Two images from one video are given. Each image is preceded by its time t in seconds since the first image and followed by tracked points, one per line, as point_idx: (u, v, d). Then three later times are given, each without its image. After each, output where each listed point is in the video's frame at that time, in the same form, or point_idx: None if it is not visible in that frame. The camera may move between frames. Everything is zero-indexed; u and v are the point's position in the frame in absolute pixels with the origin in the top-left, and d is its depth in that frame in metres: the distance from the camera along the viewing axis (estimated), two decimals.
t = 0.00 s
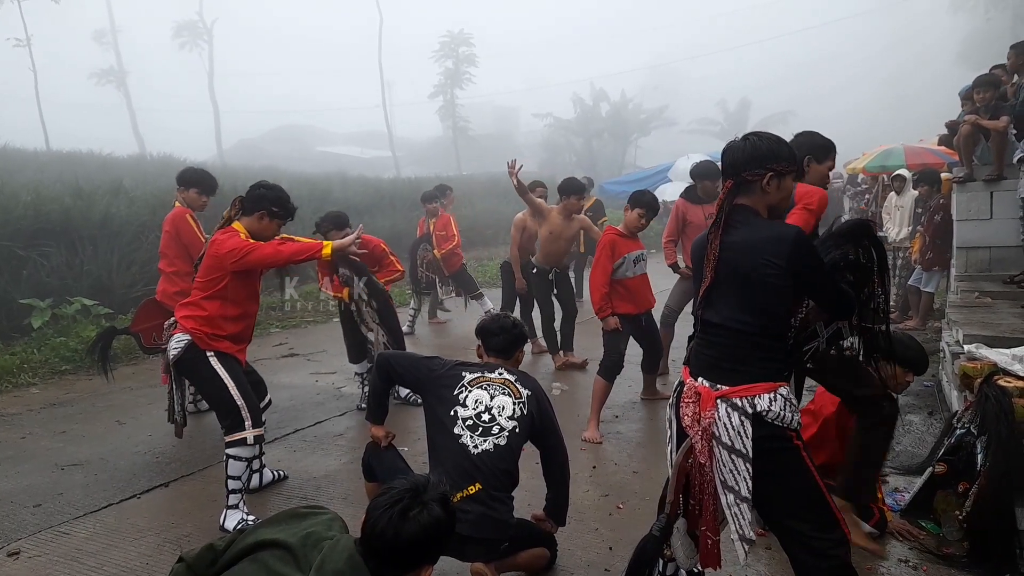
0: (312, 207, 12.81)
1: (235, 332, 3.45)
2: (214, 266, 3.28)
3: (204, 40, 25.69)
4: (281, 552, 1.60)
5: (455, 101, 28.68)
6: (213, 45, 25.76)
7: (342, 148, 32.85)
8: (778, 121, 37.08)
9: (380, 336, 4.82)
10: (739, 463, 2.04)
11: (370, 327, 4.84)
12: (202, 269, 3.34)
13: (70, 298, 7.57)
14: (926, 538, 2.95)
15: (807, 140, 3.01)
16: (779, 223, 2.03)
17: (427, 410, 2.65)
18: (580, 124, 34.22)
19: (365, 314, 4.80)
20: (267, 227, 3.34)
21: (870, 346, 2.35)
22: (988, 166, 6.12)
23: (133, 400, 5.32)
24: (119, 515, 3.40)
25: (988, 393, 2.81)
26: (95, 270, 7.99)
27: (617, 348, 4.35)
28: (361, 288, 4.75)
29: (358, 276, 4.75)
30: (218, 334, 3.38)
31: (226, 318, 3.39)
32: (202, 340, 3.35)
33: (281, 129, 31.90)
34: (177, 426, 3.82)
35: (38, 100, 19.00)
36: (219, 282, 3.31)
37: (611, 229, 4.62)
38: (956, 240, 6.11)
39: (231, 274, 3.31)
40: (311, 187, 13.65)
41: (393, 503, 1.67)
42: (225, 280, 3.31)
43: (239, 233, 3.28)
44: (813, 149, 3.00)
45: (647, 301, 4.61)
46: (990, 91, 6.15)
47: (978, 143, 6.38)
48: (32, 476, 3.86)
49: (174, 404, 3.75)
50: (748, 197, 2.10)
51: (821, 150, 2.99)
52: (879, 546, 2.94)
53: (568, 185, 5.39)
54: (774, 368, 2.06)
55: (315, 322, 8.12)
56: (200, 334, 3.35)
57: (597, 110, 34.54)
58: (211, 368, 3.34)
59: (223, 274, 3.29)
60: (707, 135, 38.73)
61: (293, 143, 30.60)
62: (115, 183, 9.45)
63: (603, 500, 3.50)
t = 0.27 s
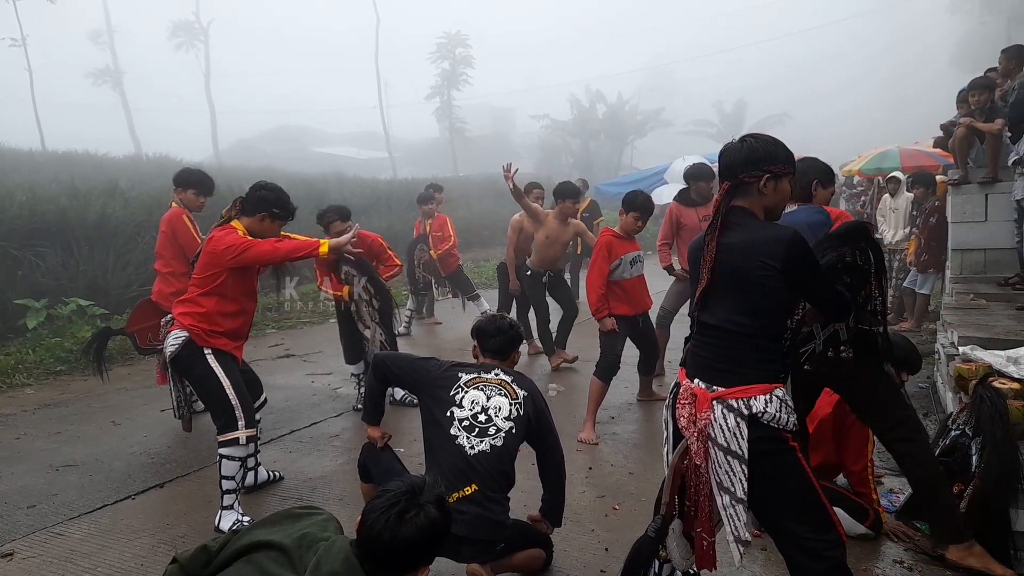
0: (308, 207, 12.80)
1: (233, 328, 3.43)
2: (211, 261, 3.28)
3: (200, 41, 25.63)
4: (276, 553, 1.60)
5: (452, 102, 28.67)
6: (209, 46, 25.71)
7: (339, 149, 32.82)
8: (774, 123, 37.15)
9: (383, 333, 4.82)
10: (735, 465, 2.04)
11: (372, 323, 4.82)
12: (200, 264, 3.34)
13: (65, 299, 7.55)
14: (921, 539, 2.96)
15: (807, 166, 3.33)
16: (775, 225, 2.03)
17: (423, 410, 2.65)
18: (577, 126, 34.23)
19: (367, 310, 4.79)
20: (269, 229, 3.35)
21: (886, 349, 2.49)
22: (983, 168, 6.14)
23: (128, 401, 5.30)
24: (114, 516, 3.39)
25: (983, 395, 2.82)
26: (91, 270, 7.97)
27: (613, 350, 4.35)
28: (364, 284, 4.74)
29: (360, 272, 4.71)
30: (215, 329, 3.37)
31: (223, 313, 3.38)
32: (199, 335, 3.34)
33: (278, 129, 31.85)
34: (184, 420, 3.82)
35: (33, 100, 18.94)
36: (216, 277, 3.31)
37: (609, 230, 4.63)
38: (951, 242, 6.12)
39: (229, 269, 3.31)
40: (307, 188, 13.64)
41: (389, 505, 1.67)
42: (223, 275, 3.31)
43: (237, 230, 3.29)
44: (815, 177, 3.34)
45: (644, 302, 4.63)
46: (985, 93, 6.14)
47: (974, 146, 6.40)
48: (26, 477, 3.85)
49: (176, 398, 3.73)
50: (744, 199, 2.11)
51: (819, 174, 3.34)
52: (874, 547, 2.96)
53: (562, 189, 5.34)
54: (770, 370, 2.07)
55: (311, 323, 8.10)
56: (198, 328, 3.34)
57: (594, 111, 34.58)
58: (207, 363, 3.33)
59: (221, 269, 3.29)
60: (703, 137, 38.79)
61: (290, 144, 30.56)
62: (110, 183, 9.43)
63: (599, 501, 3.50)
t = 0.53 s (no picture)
0: (306, 207, 12.79)
1: (230, 331, 3.43)
2: (207, 263, 3.26)
3: (197, 40, 25.58)
4: (273, 554, 1.60)
5: (449, 102, 28.66)
6: (206, 45, 25.66)
7: (337, 149, 32.81)
8: (772, 124, 37.18)
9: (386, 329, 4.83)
10: (732, 465, 2.04)
11: (374, 319, 4.82)
12: (196, 267, 3.32)
13: (62, 299, 7.54)
14: (918, 539, 2.97)
15: (812, 172, 2.98)
16: (772, 225, 2.03)
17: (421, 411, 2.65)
18: (574, 126, 34.24)
19: (370, 306, 4.79)
20: (258, 224, 3.32)
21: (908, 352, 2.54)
22: (980, 168, 6.14)
23: (125, 401, 5.30)
24: (111, 517, 3.38)
25: (980, 396, 2.83)
26: (87, 270, 7.95)
27: (611, 350, 4.35)
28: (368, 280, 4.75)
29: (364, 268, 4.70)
30: (212, 332, 3.36)
31: (219, 316, 3.37)
32: (196, 338, 3.33)
33: (275, 129, 31.82)
34: (183, 424, 3.80)
35: (30, 100, 18.89)
36: (213, 279, 3.29)
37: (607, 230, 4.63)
38: (949, 243, 6.13)
39: (225, 271, 3.30)
40: (305, 188, 13.62)
41: (386, 506, 1.66)
42: (219, 278, 3.30)
43: (232, 231, 3.28)
44: (830, 179, 2.94)
45: (642, 302, 4.62)
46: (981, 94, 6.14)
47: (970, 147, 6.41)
48: (23, 477, 3.84)
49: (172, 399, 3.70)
50: (741, 199, 2.11)
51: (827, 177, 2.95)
52: (871, 547, 2.96)
53: (562, 186, 5.34)
54: (767, 370, 2.06)
55: (309, 323, 8.10)
56: (195, 332, 3.33)
57: (592, 111, 34.59)
58: (204, 365, 3.33)
59: (217, 272, 3.28)
60: (701, 137, 38.83)
61: (288, 144, 30.53)
62: (107, 183, 9.41)
63: (597, 501, 3.50)
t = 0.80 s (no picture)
0: (304, 207, 12.78)
1: (224, 329, 3.42)
2: (201, 260, 3.26)
3: (196, 41, 25.56)
4: (270, 555, 1.59)
5: (448, 103, 28.67)
6: (205, 45, 25.64)
7: (335, 149, 32.80)
8: (770, 125, 37.21)
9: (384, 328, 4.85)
10: (730, 466, 2.04)
11: (373, 317, 4.84)
12: (190, 264, 3.32)
13: (60, 299, 7.53)
14: (916, 540, 2.97)
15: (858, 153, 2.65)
16: (771, 226, 2.03)
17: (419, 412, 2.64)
18: (573, 127, 34.26)
19: (370, 304, 4.81)
20: (252, 220, 3.32)
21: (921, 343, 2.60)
22: (978, 169, 6.15)
23: (124, 401, 5.29)
24: (108, 517, 3.37)
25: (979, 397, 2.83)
26: (86, 270, 7.93)
27: (610, 351, 4.35)
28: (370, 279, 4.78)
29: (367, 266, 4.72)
30: (207, 331, 3.35)
31: (214, 314, 3.36)
32: (191, 336, 3.32)
33: (274, 129, 31.80)
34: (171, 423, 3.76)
35: (28, 99, 18.86)
36: (206, 276, 3.29)
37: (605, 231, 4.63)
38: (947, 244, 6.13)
39: (218, 269, 3.29)
40: (303, 188, 13.61)
41: (385, 508, 1.66)
42: (212, 275, 3.29)
43: (226, 227, 3.27)
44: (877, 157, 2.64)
45: (640, 303, 4.62)
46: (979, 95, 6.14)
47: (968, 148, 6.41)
48: (20, 477, 3.83)
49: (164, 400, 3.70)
50: (740, 201, 2.11)
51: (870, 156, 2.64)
52: (869, 548, 2.96)
53: (563, 190, 5.31)
54: (765, 372, 2.07)
55: (307, 323, 8.09)
56: (189, 330, 3.32)
57: (590, 112, 34.61)
58: (201, 365, 3.32)
59: (210, 268, 3.27)
60: (699, 138, 38.85)
61: (286, 144, 30.51)
62: (105, 183, 9.40)
63: (595, 502, 3.50)
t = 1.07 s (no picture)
0: (304, 207, 12.78)
1: (221, 333, 3.42)
2: (195, 264, 3.26)
3: (195, 41, 25.54)
4: (270, 555, 1.59)
5: (447, 103, 28.67)
6: (204, 45, 25.61)
7: (335, 149, 32.80)
8: (769, 126, 37.24)
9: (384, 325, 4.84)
10: (728, 467, 2.04)
11: (373, 315, 4.81)
12: (184, 268, 3.32)
13: (59, 299, 7.52)
14: (915, 541, 2.97)
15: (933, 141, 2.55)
16: (770, 226, 2.03)
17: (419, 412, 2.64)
18: (572, 127, 34.27)
19: (372, 303, 4.75)
20: (247, 223, 3.32)
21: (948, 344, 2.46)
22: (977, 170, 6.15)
23: (122, 401, 5.28)
24: (108, 517, 3.37)
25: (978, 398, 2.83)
26: (85, 269, 7.93)
27: (609, 351, 4.35)
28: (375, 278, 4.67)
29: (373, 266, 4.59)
30: (203, 334, 3.35)
31: (209, 317, 3.36)
32: (187, 340, 3.32)
33: (273, 129, 31.78)
34: (167, 429, 3.75)
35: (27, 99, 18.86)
36: (201, 279, 3.29)
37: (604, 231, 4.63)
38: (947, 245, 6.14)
39: (212, 271, 3.29)
40: (302, 188, 13.60)
41: (385, 508, 1.66)
42: (207, 278, 3.29)
43: (220, 229, 3.26)
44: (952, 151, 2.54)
45: (640, 303, 4.62)
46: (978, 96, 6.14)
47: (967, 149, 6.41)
48: (19, 477, 3.83)
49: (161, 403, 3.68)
50: (740, 201, 2.11)
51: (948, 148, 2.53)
52: (868, 548, 2.96)
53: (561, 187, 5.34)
54: (764, 372, 2.07)
55: (306, 323, 8.09)
56: (185, 334, 3.32)
57: (589, 113, 34.62)
58: (198, 369, 3.32)
59: (204, 271, 3.27)
60: (698, 139, 38.86)
61: (286, 144, 30.50)
62: (105, 182, 9.39)
63: (594, 502, 3.50)
